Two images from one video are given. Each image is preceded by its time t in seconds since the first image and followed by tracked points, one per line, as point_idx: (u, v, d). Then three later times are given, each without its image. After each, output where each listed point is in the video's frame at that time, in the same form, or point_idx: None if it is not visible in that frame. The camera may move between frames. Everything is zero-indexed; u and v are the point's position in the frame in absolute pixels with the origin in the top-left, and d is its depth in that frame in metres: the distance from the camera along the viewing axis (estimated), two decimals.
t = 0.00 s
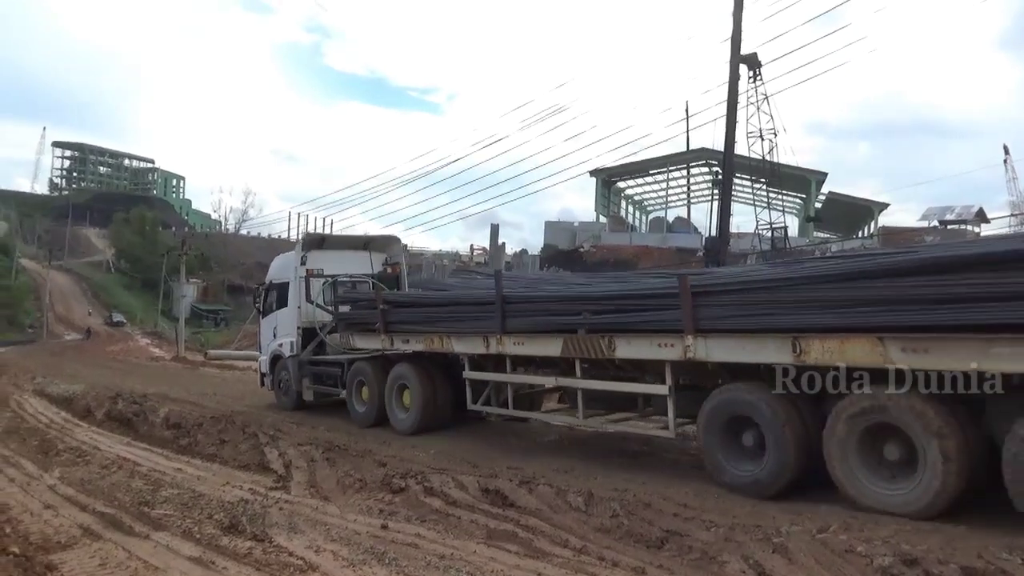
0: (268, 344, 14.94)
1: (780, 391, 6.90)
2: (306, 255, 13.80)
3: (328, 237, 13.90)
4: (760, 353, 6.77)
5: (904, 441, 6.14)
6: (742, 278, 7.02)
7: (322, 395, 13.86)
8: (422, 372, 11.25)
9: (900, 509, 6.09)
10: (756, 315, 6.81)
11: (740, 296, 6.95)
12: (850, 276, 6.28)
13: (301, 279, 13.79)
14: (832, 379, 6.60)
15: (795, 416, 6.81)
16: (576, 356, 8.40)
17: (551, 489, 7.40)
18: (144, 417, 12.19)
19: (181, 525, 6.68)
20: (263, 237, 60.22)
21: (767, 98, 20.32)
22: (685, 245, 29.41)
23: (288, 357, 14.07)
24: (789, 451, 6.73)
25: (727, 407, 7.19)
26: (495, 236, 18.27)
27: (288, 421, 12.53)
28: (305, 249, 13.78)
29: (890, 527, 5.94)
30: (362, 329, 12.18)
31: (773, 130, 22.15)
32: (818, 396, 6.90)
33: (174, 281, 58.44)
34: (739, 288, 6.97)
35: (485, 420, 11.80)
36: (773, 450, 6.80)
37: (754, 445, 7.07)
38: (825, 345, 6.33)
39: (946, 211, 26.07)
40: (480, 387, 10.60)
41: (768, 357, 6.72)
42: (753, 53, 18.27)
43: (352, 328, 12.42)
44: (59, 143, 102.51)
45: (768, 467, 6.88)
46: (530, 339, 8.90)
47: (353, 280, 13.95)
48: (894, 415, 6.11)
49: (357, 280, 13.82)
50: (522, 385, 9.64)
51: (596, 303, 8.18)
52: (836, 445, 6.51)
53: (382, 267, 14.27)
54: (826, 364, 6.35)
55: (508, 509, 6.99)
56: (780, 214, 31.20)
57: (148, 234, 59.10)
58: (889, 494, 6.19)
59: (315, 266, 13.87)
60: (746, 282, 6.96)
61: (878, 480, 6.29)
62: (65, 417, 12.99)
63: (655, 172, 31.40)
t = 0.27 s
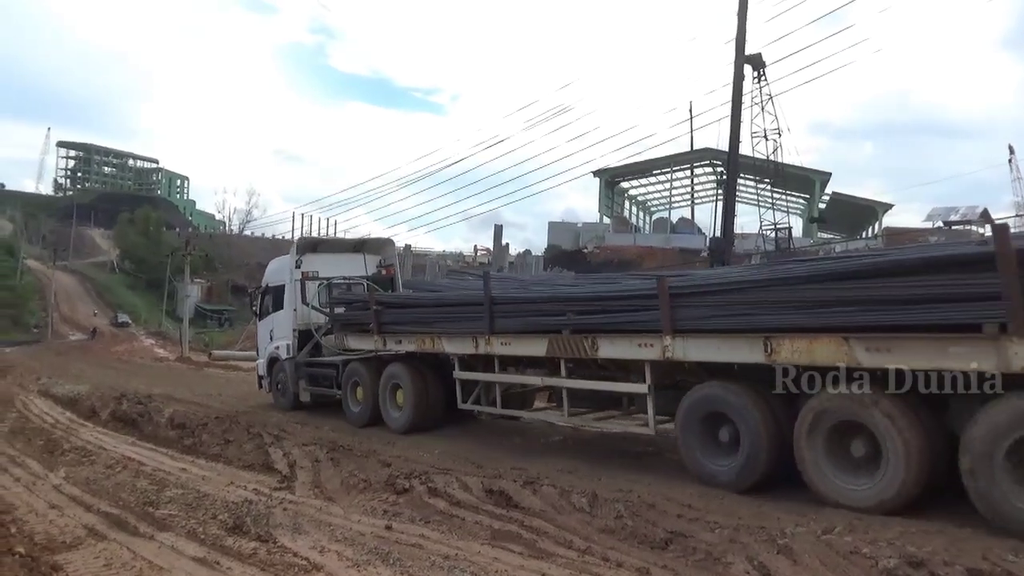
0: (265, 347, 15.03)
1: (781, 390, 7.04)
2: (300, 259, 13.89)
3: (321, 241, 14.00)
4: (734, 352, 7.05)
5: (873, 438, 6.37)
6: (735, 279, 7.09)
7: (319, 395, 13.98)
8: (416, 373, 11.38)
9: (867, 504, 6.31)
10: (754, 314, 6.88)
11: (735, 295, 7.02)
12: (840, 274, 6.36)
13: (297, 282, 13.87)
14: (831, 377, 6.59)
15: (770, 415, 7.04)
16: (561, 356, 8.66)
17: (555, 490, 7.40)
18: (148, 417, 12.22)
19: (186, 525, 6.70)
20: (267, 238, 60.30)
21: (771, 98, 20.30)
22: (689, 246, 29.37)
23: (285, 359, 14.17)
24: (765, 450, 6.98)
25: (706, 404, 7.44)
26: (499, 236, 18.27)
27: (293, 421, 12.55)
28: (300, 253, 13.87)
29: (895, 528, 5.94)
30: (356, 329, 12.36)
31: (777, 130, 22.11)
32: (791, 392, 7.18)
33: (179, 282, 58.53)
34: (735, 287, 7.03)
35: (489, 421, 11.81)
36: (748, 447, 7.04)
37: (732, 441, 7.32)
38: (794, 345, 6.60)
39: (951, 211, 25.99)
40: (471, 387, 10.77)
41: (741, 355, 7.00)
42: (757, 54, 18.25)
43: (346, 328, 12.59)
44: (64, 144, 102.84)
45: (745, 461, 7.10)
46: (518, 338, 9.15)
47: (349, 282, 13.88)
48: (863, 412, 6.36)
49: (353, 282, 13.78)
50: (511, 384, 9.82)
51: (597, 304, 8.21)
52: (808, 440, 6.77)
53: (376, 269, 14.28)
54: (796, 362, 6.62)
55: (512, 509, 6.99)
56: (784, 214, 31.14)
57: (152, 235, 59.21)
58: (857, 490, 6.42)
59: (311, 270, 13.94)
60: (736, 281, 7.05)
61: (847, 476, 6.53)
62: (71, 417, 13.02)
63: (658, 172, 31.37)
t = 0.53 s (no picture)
0: (263, 347, 15.12)
1: (781, 390, 7.00)
2: (296, 261, 14.00)
3: (317, 242, 14.14)
4: (711, 353, 7.18)
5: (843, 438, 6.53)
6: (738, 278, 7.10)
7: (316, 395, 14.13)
8: (409, 373, 11.51)
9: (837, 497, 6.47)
10: (759, 313, 6.85)
11: (738, 295, 7.00)
12: (847, 273, 6.33)
13: (293, 283, 14.02)
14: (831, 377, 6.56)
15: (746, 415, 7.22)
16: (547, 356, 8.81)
17: (558, 490, 7.40)
18: (151, 417, 12.23)
19: (189, 525, 6.70)
20: (270, 238, 60.35)
21: (775, 98, 20.27)
22: (691, 246, 29.35)
23: (282, 359, 14.22)
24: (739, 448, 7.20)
25: (684, 403, 7.62)
26: (501, 236, 18.27)
27: (295, 421, 12.55)
28: (295, 254, 13.99)
29: (899, 529, 5.92)
30: (351, 329, 12.54)
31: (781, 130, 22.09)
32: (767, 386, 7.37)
33: (182, 282, 58.61)
34: (738, 286, 7.01)
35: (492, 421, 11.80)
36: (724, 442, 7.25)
37: (709, 439, 7.52)
38: (767, 347, 6.76)
39: (954, 211, 25.94)
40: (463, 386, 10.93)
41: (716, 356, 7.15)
42: (761, 53, 18.22)
43: (341, 328, 12.76)
44: (67, 145, 103.05)
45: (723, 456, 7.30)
46: (506, 339, 9.30)
47: (346, 282, 13.81)
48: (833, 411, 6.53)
49: (349, 283, 13.72)
50: (501, 383, 9.95)
51: (598, 304, 8.20)
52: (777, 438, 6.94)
53: (373, 270, 14.41)
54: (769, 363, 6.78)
55: (515, 510, 6.99)
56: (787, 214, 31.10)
57: (155, 235, 59.30)
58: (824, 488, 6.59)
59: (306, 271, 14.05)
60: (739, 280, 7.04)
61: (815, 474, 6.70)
62: (74, 417, 13.05)
63: (661, 172, 31.35)
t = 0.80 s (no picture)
0: (261, 345, 15.23)
1: (780, 390, 6.96)
2: (294, 260, 14.09)
3: (314, 242, 14.23)
4: (688, 354, 7.44)
5: (810, 437, 6.70)
6: (727, 281, 7.21)
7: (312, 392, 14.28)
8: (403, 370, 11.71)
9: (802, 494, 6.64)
10: (749, 317, 6.94)
11: (727, 298, 7.10)
12: (830, 277, 6.46)
13: (291, 282, 14.12)
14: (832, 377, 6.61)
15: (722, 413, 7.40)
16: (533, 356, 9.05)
17: (561, 491, 7.40)
18: (154, 416, 12.25)
19: (192, 525, 6.71)
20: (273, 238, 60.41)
21: (779, 99, 20.25)
22: (694, 247, 29.33)
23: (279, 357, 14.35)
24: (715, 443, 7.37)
25: (662, 402, 7.81)
26: (504, 236, 18.26)
27: (298, 420, 12.55)
28: (293, 254, 14.08)
29: (902, 530, 5.92)
30: (346, 329, 12.71)
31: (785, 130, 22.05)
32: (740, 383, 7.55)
33: (185, 281, 58.69)
34: (721, 289, 7.15)
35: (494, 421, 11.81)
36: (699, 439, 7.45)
37: (686, 437, 7.70)
38: (740, 349, 7.01)
39: (958, 212, 25.88)
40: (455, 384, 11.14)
41: (692, 357, 7.41)
42: (764, 54, 18.21)
43: (337, 328, 12.92)
44: (71, 145, 103.28)
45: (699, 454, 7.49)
46: (494, 339, 9.55)
47: (342, 283, 14.01)
48: (799, 411, 6.72)
49: (345, 283, 13.98)
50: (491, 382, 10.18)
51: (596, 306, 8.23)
52: (746, 436, 7.14)
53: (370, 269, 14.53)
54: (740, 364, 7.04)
55: (517, 510, 6.99)
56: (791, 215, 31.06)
57: (159, 235, 59.39)
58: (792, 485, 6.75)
59: (304, 270, 14.14)
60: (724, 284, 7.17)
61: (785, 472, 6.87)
62: (78, 416, 13.07)
63: (664, 173, 31.34)
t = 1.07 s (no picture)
0: (259, 344, 15.28)
1: (780, 390, 6.91)
2: (291, 261, 14.17)
3: (311, 244, 14.31)
4: (666, 356, 7.59)
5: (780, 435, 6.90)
6: (714, 283, 7.33)
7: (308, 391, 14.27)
8: (396, 371, 11.80)
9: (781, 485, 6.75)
10: (735, 319, 7.05)
11: (714, 300, 7.23)
12: (812, 280, 6.58)
13: (287, 283, 14.20)
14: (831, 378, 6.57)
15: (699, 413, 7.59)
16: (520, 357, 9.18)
17: (564, 491, 7.39)
18: (158, 416, 12.27)
19: (195, 524, 6.72)
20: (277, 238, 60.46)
21: (782, 99, 20.23)
22: (698, 247, 29.30)
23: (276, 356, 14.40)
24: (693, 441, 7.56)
25: (641, 402, 7.98)
26: (507, 236, 18.25)
27: (301, 420, 12.57)
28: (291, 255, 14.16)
29: (906, 531, 5.90)
30: (341, 330, 12.79)
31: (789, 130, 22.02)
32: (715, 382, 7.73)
33: (188, 281, 58.78)
34: (705, 291, 7.31)
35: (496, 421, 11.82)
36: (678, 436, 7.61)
37: (665, 435, 7.89)
38: (714, 350, 7.17)
39: (962, 212, 25.83)
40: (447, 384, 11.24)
41: (669, 359, 7.56)
42: (768, 53, 18.18)
43: (332, 329, 13.00)
44: (75, 145, 103.49)
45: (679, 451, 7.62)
46: (482, 340, 9.67)
47: (338, 284, 14.19)
48: (771, 410, 6.91)
49: (342, 285, 14.10)
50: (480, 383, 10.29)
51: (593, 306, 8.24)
52: (720, 435, 7.34)
53: (366, 270, 14.65)
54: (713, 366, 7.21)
55: (519, 510, 6.98)
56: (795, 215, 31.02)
57: (162, 235, 59.47)
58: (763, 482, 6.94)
59: (301, 271, 14.21)
60: (707, 287, 7.31)
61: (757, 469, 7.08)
62: (81, 415, 13.10)
63: (667, 173, 31.31)
